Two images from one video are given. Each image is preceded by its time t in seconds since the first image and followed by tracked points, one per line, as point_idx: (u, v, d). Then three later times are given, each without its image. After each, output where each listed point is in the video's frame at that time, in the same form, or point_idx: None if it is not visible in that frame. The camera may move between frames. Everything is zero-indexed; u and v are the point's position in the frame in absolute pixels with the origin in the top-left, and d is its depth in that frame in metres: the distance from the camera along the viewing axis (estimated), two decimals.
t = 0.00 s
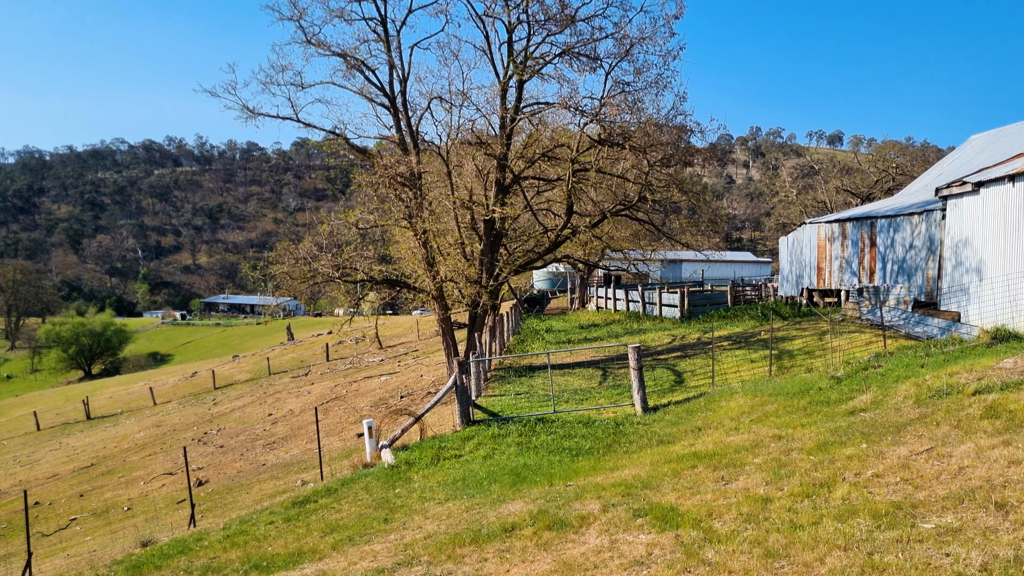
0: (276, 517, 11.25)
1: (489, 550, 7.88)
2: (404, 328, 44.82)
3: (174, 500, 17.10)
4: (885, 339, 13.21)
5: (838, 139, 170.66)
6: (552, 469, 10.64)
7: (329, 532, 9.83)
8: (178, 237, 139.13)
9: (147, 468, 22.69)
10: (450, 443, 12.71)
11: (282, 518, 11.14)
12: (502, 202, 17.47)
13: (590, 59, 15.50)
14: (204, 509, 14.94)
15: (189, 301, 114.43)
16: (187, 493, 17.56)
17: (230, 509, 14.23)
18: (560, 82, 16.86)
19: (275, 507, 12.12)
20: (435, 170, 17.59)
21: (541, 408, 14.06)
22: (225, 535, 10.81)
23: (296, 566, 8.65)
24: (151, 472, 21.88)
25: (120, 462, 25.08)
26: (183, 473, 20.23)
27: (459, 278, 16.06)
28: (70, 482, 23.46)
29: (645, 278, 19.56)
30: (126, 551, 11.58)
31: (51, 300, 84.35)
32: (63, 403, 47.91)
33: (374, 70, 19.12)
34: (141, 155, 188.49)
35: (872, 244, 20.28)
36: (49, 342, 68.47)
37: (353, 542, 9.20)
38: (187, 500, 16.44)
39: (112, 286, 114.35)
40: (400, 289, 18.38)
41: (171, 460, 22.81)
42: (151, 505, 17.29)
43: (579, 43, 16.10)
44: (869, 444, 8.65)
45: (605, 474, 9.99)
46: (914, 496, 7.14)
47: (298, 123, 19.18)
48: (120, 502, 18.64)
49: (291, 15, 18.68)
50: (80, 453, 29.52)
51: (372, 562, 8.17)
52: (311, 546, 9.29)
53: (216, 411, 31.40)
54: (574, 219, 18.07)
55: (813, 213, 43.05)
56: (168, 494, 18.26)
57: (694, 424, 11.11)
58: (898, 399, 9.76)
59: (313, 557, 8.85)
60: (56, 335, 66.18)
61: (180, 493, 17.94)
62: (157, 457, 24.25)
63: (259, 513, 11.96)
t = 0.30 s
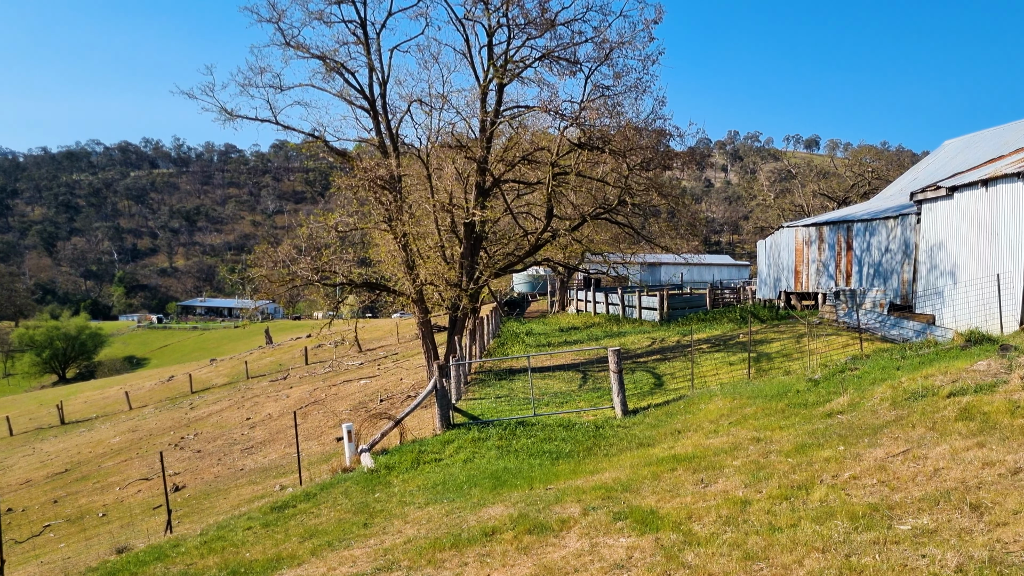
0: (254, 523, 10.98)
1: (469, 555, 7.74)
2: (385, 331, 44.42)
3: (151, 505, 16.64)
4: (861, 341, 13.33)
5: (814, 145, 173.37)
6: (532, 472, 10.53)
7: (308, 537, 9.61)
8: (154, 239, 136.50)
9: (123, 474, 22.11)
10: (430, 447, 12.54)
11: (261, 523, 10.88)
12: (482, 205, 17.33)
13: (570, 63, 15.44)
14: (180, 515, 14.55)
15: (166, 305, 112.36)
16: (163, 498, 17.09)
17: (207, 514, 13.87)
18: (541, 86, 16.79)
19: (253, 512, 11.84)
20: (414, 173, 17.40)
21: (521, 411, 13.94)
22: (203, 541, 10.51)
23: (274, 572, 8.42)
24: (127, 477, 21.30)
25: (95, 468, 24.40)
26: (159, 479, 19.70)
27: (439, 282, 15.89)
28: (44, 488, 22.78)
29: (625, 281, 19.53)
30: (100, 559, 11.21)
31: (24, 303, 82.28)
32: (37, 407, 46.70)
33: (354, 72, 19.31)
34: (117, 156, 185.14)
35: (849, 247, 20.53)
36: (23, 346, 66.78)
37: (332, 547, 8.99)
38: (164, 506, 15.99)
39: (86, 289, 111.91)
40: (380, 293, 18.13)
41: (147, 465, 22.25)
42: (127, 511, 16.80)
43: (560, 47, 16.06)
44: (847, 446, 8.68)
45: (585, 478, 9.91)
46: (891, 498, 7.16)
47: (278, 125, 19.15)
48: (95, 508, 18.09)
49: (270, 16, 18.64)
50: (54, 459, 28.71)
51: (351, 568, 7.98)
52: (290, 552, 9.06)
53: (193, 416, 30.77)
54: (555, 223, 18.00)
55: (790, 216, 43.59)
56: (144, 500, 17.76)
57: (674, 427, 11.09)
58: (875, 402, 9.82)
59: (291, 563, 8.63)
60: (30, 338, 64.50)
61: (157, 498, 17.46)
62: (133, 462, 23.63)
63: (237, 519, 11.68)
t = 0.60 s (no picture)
0: (232, 529, 10.72)
1: (449, 560, 7.61)
2: (364, 335, 43.99)
3: (126, 512, 16.16)
4: (838, 345, 13.46)
5: (790, 150, 175.97)
6: (512, 477, 10.43)
7: (287, 544, 9.39)
8: (128, 241, 133.84)
9: (98, 480, 21.50)
10: (410, 452, 12.37)
11: (238, 530, 10.62)
12: (462, 210, 17.18)
13: (550, 67, 15.38)
14: (157, 521, 14.17)
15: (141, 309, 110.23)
16: (139, 505, 16.62)
17: (184, 521, 13.51)
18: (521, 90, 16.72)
19: (230, 519, 11.56)
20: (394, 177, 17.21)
21: (502, 416, 13.80)
22: (179, 548, 10.23)
23: None
24: (102, 484, 20.72)
25: (69, 474, 23.72)
26: (136, 485, 19.17)
27: (419, 285, 15.63)
28: (15, 496, 22.07)
29: (605, 285, 19.49)
30: (72, 568, 10.84)
31: None
32: (8, 414, 45.40)
33: (333, 76, 18.99)
34: (91, 158, 181.65)
35: (826, 252, 20.78)
36: None
37: (310, 553, 8.79)
38: (139, 513, 15.55)
39: (61, 294, 109.46)
40: (359, 297, 17.88)
41: (123, 471, 21.67)
42: (102, 518, 16.32)
43: (540, 52, 16.02)
44: (824, 449, 8.73)
45: (566, 482, 9.84)
46: (868, 500, 7.20)
47: (256, 129, 18.80)
48: (68, 515, 17.53)
49: (248, 19, 18.26)
50: (26, 466, 27.87)
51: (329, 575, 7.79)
52: (267, 559, 8.84)
53: (170, 421, 30.10)
54: (535, 227, 17.93)
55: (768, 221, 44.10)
56: (119, 506, 17.26)
57: (654, 430, 11.07)
58: (852, 405, 9.90)
59: (268, 570, 8.40)
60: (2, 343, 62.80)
61: (132, 505, 16.97)
62: (108, 469, 23.01)
63: (214, 525, 11.38)
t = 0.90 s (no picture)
0: (209, 537, 10.45)
1: (429, 566, 7.49)
2: (344, 341, 43.52)
3: (101, 521, 15.70)
4: (816, 349, 13.59)
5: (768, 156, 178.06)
6: (492, 482, 10.33)
7: (265, 551, 9.17)
8: (102, 244, 131.14)
9: (72, 488, 20.91)
10: (390, 457, 12.19)
11: (216, 537, 10.36)
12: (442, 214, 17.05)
13: (530, 72, 15.28)
14: (133, 529, 13.78)
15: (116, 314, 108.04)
16: (114, 512, 16.15)
17: (160, 529, 13.14)
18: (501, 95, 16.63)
19: (207, 526, 11.28)
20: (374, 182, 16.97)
21: (482, 421, 13.64)
22: (155, 556, 9.94)
23: None
24: (77, 491, 20.15)
25: (42, 482, 23.04)
26: (111, 493, 18.64)
27: (399, 290, 15.58)
28: None
29: (585, 290, 19.45)
30: None
31: None
32: None
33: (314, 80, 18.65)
34: (65, 161, 178.08)
35: (804, 257, 21.02)
36: None
37: (289, 561, 8.59)
38: (115, 521, 15.10)
39: (33, 299, 106.88)
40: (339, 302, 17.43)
41: (98, 479, 21.10)
42: (76, 526, 15.84)
43: (521, 58, 15.95)
44: (802, 453, 8.76)
45: (546, 487, 9.77)
46: (846, 504, 7.24)
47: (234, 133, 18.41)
48: (42, 524, 16.99)
49: (227, 23, 17.89)
50: None
51: None
52: (244, 567, 8.63)
53: (146, 428, 29.41)
54: (515, 232, 17.82)
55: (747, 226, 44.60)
56: (95, 514, 16.77)
57: (634, 435, 11.04)
58: (829, 409, 9.97)
59: None
60: None
61: (107, 513, 16.49)
62: (82, 476, 22.40)
63: (191, 533, 11.10)
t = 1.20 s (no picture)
0: (186, 545, 10.17)
1: (408, 574, 7.34)
2: (323, 347, 43.00)
3: (77, 530, 15.21)
4: (795, 354, 13.67)
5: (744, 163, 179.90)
6: (473, 489, 10.20)
7: (242, 560, 8.94)
8: (78, 248, 128.61)
9: (47, 497, 20.31)
10: (370, 464, 11.99)
11: (193, 546, 10.09)
12: (423, 220, 16.88)
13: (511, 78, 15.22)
14: (109, 539, 13.34)
15: (92, 320, 105.88)
16: (90, 521, 15.66)
17: (137, 538, 12.71)
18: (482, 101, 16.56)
19: (185, 534, 10.98)
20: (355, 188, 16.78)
21: (463, 427, 13.44)
22: (129, 567, 9.64)
23: None
24: (51, 500, 19.57)
25: (14, 492, 22.37)
26: (88, 501, 18.12)
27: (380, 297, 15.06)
28: None
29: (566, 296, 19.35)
30: None
31: None
32: None
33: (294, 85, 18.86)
34: (40, 164, 174.69)
35: (783, 263, 21.22)
36: None
37: (266, 569, 8.38)
38: (91, 530, 14.63)
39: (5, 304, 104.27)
40: (319, 308, 17.16)
41: (74, 487, 20.53)
42: (50, 536, 15.36)
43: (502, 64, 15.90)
44: (782, 458, 8.76)
45: (527, 493, 9.67)
46: (825, 508, 7.25)
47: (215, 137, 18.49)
48: (14, 534, 16.46)
49: (207, 27, 17.93)
50: None
51: None
52: None
53: (123, 435, 28.75)
54: (496, 237, 17.71)
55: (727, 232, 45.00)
56: (70, 523, 16.29)
57: (615, 441, 10.94)
58: (808, 414, 9.97)
59: None
60: None
61: (83, 521, 16.00)
62: (57, 485, 21.78)
63: (168, 541, 10.80)
